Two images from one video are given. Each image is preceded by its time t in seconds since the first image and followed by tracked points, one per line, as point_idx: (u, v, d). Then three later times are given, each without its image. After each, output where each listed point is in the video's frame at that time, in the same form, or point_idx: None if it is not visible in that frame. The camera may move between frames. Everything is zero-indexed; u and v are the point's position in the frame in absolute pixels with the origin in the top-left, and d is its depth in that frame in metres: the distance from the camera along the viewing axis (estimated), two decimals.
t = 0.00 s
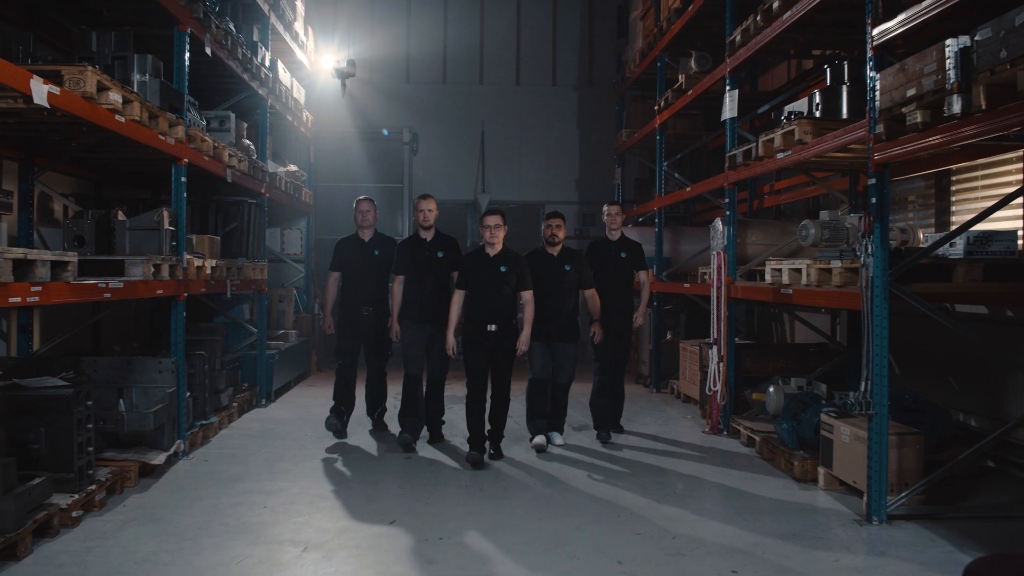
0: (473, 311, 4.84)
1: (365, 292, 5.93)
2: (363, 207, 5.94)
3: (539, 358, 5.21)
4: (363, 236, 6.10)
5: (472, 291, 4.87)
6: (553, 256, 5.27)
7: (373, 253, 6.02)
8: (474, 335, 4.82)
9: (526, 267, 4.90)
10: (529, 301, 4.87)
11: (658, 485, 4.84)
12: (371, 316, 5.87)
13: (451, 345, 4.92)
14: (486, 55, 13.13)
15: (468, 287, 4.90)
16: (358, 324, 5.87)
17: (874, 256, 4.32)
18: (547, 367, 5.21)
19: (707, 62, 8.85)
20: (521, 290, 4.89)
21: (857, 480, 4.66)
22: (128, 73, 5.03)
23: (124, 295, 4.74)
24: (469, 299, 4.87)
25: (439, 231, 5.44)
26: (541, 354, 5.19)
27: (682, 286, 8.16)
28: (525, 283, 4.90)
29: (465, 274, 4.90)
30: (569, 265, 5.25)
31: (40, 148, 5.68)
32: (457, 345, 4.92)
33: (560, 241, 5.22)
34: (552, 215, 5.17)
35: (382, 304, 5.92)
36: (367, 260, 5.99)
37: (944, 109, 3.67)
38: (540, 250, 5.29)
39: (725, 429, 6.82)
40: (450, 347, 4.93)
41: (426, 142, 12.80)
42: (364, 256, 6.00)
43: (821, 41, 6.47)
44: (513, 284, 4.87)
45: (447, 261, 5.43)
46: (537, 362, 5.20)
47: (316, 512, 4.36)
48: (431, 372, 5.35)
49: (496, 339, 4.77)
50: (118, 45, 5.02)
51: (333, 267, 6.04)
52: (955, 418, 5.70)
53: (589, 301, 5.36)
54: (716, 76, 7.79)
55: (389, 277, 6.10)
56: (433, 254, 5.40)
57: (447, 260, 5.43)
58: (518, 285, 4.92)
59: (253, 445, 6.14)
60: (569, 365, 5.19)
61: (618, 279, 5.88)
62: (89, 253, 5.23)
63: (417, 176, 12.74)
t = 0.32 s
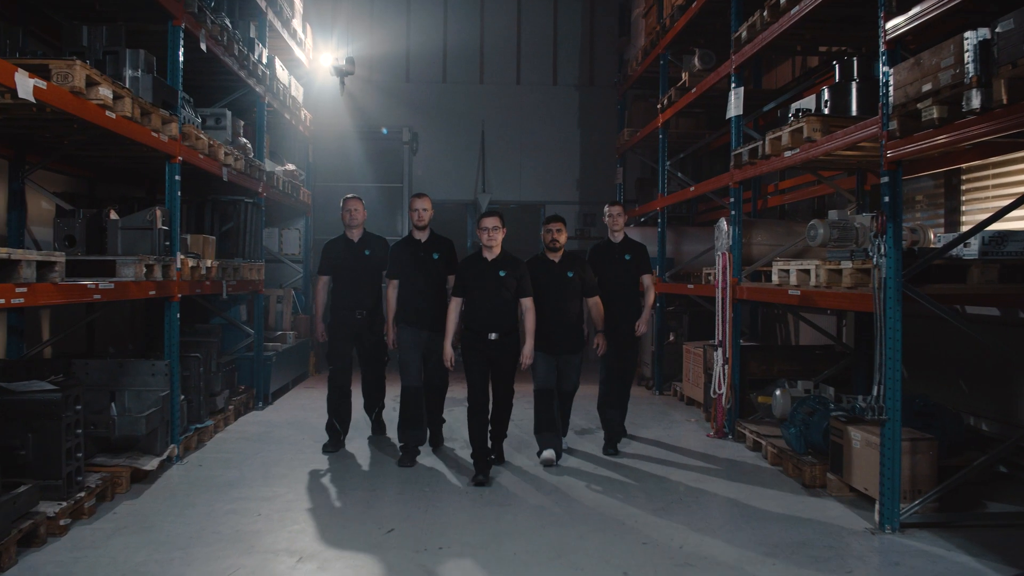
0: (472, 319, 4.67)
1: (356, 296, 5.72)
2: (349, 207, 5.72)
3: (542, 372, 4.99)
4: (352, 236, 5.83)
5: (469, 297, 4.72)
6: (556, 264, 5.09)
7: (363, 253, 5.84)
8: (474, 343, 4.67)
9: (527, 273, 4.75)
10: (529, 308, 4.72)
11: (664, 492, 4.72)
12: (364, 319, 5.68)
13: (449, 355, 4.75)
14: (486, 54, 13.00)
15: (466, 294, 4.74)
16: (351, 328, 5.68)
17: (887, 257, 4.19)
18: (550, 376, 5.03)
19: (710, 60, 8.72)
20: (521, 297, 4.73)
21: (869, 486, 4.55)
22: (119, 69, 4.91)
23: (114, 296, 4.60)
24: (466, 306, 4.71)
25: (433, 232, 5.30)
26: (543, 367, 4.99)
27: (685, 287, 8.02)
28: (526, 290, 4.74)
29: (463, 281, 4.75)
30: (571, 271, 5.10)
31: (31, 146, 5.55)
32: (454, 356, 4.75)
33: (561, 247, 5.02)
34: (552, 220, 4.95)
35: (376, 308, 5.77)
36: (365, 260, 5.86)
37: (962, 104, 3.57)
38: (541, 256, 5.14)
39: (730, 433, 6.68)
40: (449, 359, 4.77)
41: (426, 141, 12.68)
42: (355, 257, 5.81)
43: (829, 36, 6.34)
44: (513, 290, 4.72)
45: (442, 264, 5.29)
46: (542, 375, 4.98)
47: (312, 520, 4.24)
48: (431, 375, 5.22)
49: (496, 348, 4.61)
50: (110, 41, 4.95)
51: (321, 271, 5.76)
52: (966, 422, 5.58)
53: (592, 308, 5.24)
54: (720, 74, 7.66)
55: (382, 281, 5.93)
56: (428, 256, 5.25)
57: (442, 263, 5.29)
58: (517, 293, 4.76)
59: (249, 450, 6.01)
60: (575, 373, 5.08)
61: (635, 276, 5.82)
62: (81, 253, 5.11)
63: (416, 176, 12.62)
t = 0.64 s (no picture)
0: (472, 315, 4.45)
1: (344, 291, 5.52)
2: (339, 200, 5.53)
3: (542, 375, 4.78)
4: (342, 228, 5.66)
5: (466, 294, 4.52)
6: (556, 259, 4.98)
7: (356, 246, 5.66)
8: (471, 346, 4.45)
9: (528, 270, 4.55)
10: (531, 306, 4.57)
11: (669, 499, 4.62)
12: (359, 316, 5.50)
13: (444, 355, 4.55)
14: (487, 51, 12.88)
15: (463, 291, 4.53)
16: (339, 323, 5.43)
17: (900, 257, 4.07)
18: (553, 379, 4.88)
19: (714, 57, 8.59)
20: (522, 295, 4.56)
21: (880, 493, 4.43)
22: (111, 63, 4.77)
23: (103, 297, 4.47)
24: (464, 303, 4.51)
25: (429, 227, 5.10)
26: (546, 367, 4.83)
27: (689, 287, 7.88)
28: (527, 288, 4.56)
29: (462, 276, 4.53)
30: (574, 267, 4.97)
31: (22, 143, 5.43)
32: (449, 354, 4.55)
33: (563, 242, 4.92)
34: (552, 213, 4.88)
35: (367, 302, 5.56)
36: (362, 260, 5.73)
37: (982, 98, 3.43)
38: (543, 250, 5.02)
39: (736, 436, 6.58)
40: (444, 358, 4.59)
41: (426, 139, 12.54)
42: (348, 253, 5.63)
43: (837, 32, 6.21)
44: (513, 287, 4.53)
45: (440, 258, 5.12)
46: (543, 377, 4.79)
47: (308, 528, 4.11)
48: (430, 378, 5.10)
49: (497, 347, 4.42)
50: (101, 34, 4.84)
51: (308, 265, 5.56)
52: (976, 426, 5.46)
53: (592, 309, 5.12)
54: (725, 71, 7.53)
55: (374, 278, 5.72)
56: (426, 251, 5.07)
57: (440, 258, 5.11)
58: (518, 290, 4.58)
59: (244, 454, 5.88)
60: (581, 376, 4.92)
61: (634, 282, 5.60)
62: (71, 252, 4.94)
63: (416, 174, 12.49)
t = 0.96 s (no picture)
0: (473, 310, 4.31)
1: (338, 288, 5.33)
2: (336, 194, 5.37)
3: (547, 371, 4.74)
4: (337, 224, 5.49)
5: (466, 291, 4.37)
6: (562, 252, 4.84)
7: (350, 242, 5.46)
8: (472, 344, 4.30)
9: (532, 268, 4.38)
10: (535, 302, 4.39)
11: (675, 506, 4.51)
12: (355, 315, 5.28)
13: (439, 349, 4.41)
14: (487, 49, 12.75)
15: (466, 286, 4.39)
16: (332, 324, 5.23)
17: (915, 257, 3.94)
18: (556, 382, 4.76)
19: (718, 54, 8.46)
20: (526, 291, 4.39)
21: (894, 500, 4.30)
22: (102, 58, 4.64)
23: (95, 297, 4.34)
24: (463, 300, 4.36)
25: (429, 223, 4.95)
26: (550, 365, 4.72)
27: (693, 287, 7.73)
28: (530, 285, 4.38)
29: (462, 271, 4.38)
30: (581, 261, 4.83)
31: (13, 141, 5.31)
32: (445, 349, 4.43)
33: (570, 235, 4.79)
34: (559, 204, 4.72)
35: (362, 299, 5.34)
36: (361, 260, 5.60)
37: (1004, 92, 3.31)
38: (548, 244, 4.88)
39: (742, 440, 6.44)
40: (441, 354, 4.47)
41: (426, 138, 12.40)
42: (342, 252, 5.43)
43: (845, 27, 6.09)
44: (516, 284, 4.37)
45: (440, 256, 4.95)
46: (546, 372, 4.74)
47: (305, 536, 3.99)
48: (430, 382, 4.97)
49: (500, 346, 4.26)
50: (92, 28, 4.72)
51: (301, 261, 5.40)
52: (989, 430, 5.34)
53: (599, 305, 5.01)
54: (730, 67, 7.40)
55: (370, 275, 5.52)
56: (426, 248, 4.90)
57: (439, 256, 4.95)
58: (521, 288, 4.41)
59: (240, 458, 5.76)
60: (588, 376, 4.75)
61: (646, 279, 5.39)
62: (61, 252, 4.79)
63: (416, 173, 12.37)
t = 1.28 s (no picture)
0: (472, 319, 4.07)
1: (332, 294, 5.08)
2: (335, 196, 5.17)
3: (553, 383, 4.51)
4: (333, 229, 5.27)
5: (467, 298, 4.14)
6: (569, 256, 4.60)
7: (347, 249, 5.22)
8: (472, 358, 4.05)
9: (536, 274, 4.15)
10: (539, 312, 4.12)
11: (681, 515, 4.42)
12: (355, 323, 5.05)
13: (438, 360, 4.20)
14: (487, 49, 12.63)
15: (466, 293, 4.15)
16: (325, 331, 5.00)
17: (931, 257, 3.82)
18: (561, 391, 4.52)
19: (722, 52, 8.34)
20: (529, 301, 4.14)
21: (908, 508, 4.18)
22: (93, 54, 4.51)
23: (84, 300, 4.22)
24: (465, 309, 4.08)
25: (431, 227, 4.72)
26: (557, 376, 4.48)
27: (698, 289, 7.57)
28: (534, 295, 4.14)
29: (461, 278, 4.17)
30: (589, 266, 4.56)
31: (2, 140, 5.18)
32: (444, 360, 4.20)
33: (578, 238, 4.55)
34: (566, 205, 4.49)
35: (359, 302, 5.12)
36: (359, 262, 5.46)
37: None
38: (555, 246, 4.65)
39: (748, 444, 6.30)
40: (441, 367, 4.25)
41: (426, 138, 12.28)
42: (337, 256, 5.21)
43: (853, 24, 5.96)
44: (520, 291, 4.13)
45: (442, 261, 4.71)
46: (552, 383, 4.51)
47: (300, 546, 3.87)
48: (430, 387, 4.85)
49: (503, 357, 4.00)
50: (83, 24, 4.59)
51: (295, 265, 5.18)
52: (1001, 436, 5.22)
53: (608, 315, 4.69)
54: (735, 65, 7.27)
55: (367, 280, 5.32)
56: (426, 253, 4.66)
57: (442, 261, 4.70)
58: (524, 297, 4.17)
59: (236, 464, 5.63)
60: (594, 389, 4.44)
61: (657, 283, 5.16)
62: (52, 254, 4.63)
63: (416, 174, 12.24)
